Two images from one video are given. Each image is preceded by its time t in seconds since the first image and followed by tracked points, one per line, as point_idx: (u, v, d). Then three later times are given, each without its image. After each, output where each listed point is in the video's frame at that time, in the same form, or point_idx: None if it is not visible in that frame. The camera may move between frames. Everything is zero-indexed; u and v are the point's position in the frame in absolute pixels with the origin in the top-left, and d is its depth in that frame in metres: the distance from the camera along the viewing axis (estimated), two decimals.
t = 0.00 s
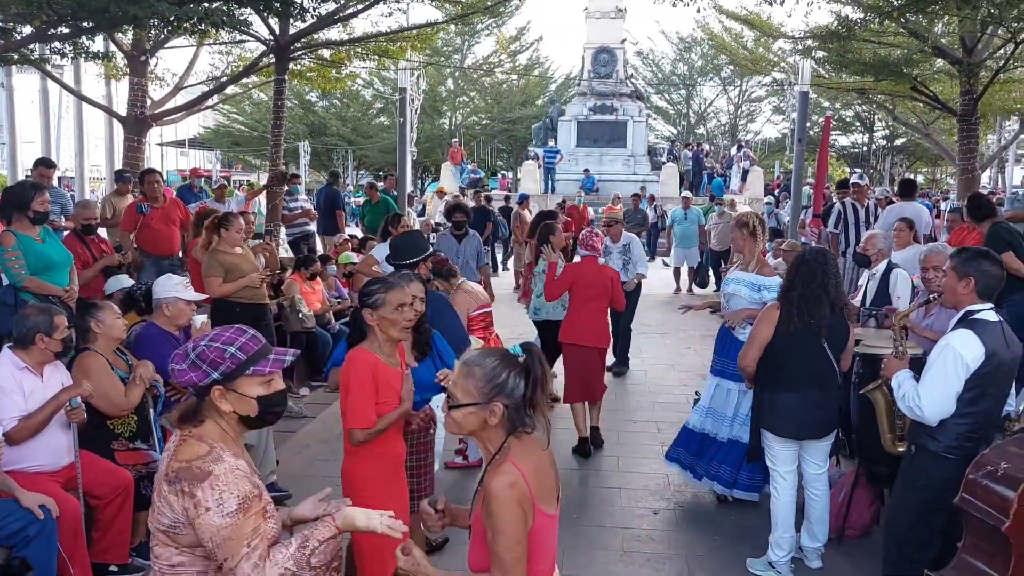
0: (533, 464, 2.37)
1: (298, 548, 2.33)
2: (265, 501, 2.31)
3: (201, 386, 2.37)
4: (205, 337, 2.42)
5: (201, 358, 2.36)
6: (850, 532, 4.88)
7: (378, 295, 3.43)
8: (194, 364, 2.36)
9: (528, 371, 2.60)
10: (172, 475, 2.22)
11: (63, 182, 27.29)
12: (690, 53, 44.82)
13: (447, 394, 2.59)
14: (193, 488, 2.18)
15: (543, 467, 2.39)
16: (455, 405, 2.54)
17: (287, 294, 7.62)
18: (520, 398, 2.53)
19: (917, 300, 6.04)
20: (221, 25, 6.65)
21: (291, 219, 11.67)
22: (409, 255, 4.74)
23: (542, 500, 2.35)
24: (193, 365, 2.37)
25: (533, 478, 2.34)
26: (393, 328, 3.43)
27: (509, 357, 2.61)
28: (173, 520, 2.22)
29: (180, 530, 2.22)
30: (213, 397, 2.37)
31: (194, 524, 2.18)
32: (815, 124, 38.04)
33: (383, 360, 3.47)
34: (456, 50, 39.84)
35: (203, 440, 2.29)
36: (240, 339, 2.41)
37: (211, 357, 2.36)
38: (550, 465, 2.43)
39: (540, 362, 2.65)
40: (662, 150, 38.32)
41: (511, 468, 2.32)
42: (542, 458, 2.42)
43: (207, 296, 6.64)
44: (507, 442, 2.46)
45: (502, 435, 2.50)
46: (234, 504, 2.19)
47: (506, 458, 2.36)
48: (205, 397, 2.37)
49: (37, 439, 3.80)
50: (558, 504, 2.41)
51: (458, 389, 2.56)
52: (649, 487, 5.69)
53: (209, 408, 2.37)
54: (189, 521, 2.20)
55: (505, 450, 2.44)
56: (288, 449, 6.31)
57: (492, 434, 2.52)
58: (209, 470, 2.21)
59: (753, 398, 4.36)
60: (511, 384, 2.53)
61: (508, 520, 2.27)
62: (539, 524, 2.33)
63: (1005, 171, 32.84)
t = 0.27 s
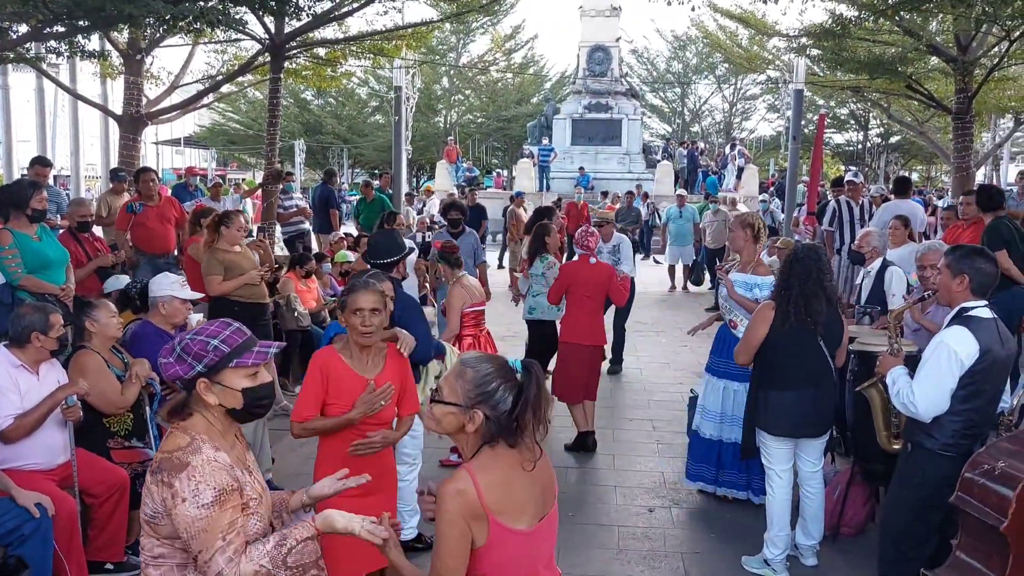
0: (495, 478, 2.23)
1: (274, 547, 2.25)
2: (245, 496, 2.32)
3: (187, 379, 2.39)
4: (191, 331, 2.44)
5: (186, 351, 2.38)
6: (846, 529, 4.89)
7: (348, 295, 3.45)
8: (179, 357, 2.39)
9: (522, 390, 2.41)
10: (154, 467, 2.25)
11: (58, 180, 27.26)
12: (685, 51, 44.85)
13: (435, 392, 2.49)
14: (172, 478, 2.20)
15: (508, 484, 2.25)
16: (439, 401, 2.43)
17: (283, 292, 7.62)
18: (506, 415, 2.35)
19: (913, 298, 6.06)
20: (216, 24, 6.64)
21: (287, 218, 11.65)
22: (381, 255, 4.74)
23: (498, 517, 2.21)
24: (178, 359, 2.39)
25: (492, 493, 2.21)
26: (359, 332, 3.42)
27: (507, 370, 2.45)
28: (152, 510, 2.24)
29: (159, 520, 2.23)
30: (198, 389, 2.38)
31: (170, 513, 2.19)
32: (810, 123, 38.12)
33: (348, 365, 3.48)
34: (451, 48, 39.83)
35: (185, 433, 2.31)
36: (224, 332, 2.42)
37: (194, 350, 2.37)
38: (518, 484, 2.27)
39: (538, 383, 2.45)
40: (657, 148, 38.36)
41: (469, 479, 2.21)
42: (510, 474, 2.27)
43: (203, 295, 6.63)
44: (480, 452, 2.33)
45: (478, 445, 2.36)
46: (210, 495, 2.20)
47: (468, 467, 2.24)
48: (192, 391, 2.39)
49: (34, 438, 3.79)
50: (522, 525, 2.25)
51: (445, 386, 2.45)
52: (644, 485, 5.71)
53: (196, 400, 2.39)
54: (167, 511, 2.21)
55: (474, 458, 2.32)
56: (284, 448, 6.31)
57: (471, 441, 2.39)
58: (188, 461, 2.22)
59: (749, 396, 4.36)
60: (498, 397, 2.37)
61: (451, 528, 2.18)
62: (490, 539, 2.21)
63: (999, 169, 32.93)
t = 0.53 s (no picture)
0: (498, 489, 2.22)
1: (260, 547, 2.25)
2: (232, 495, 2.31)
3: (178, 374, 2.39)
4: (185, 327, 2.44)
5: (179, 347, 2.39)
6: (842, 526, 4.89)
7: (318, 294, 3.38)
8: (173, 352, 2.39)
9: (528, 394, 2.39)
10: (142, 464, 2.25)
11: (55, 178, 27.23)
12: (682, 48, 44.87)
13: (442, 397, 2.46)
14: (159, 475, 2.20)
15: (512, 495, 2.24)
16: (446, 406, 2.41)
17: (279, 290, 7.60)
18: (511, 420, 2.33)
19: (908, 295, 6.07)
20: (212, 21, 6.63)
21: (283, 216, 11.64)
22: (365, 250, 4.74)
23: (500, 526, 2.20)
24: (172, 354, 2.39)
25: (494, 505, 2.20)
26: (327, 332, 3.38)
27: (514, 372, 2.42)
28: (142, 508, 2.24)
29: (148, 517, 2.23)
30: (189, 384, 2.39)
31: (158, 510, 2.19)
32: (807, 120, 38.15)
33: (311, 366, 3.46)
34: (447, 46, 39.82)
35: (174, 431, 2.30)
36: (218, 330, 2.41)
37: (187, 347, 2.38)
38: (522, 495, 2.26)
39: (544, 387, 2.43)
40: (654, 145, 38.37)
41: (472, 490, 2.20)
42: (514, 485, 2.26)
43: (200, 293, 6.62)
44: (486, 458, 2.32)
45: (484, 450, 2.35)
46: (196, 493, 2.19)
47: (471, 476, 2.23)
48: (185, 386, 2.39)
49: (30, 435, 3.77)
50: (527, 537, 2.24)
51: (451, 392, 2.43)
52: (641, 482, 5.71)
53: (188, 396, 2.39)
54: (155, 508, 2.21)
55: (479, 467, 2.31)
56: (280, 446, 6.30)
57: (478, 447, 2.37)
58: (175, 459, 2.22)
59: (745, 393, 4.37)
60: (504, 401, 2.35)
61: (453, 539, 2.17)
62: (493, 551, 2.20)
63: (994, 165, 33.00)
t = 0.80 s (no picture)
0: (510, 481, 2.23)
1: (255, 547, 2.26)
2: (226, 494, 2.31)
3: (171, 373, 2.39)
4: (177, 326, 2.43)
5: (172, 346, 2.38)
6: (838, 524, 4.89)
7: (309, 296, 3.37)
8: (165, 351, 2.39)
9: (530, 384, 2.40)
10: (136, 465, 2.24)
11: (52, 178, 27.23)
12: (678, 47, 44.92)
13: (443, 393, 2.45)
14: (153, 476, 2.20)
15: (524, 486, 2.25)
16: (449, 404, 2.40)
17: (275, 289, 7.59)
18: (515, 411, 2.34)
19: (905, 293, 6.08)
20: (208, 20, 6.62)
21: (280, 215, 11.63)
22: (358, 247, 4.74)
23: (513, 518, 2.22)
24: (163, 353, 2.39)
25: (508, 497, 2.21)
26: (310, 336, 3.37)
27: (514, 363, 2.42)
28: (136, 508, 2.23)
29: (142, 517, 2.23)
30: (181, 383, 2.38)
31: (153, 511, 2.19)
32: (803, 119, 38.22)
33: (290, 371, 3.42)
34: (444, 45, 39.81)
35: (167, 431, 2.30)
36: (213, 330, 2.41)
37: (180, 346, 2.37)
38: (534, 486, 2.28)
39: (546, 376, 2.44)
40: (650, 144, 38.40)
41: (485, 483, 2.20)
42: (525, 476, 2.27)
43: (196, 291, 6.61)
44: (494, 452, 2.32)
45: (491, 444, 2.35)
46: (190, 493, 2.19)
47: (483, 470, 2.24)
48: (178, 386, 2.39)
49: (26, 434, 3.77)
50: (539, 527, 2.26)
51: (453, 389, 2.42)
52: (637, 480, 5.72)
53: (181, 395, 2.39)
54: (149, 508, 2.20)
55: (487, 460, 2.31)
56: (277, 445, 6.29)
57: (483, 442, 2.37)
58: (169, 459, 2.22)
59: (741, 391, 4.37)
60: (507, 393, 2.35)
61: (470, 535, 2.17)
62: (508, 543, 2.21)
63: (990, 164, 33.08)
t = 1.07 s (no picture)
0: (492, 481, 2.26)
1: (253, 542, 2.28)
2: (225, 491, 2.32)
3: (170, 371, 2.39)
4: (177, 323, 2.43)
5: (171, 344, 2.38)
6: (836, 522, 4.88)
7: (320, 291, 3.54)
8: (164, 348, 2.39)
9: (511, 383, 2.43)
10: (135, 462, 2.25)
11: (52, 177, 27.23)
12: (678, 46, 44.91)
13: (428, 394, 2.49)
14: (152, 473, 2.20)
15: (504, 485, 2.27)
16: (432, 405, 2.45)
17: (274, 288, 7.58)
18: (497, 410, 2.36)
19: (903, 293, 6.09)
20: (207, 19, 6.62)
21: (280, 214, 11.63)
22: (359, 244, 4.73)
23: (492, 517, 2.23)
24: (163, 350, 2.39)
25: (488, 496, 2.23)
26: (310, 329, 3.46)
27: (495, 364, 2.46)
28: (135, 506, 2.24)
29: (141, 515, 2.24)
30: (181, 381, 2.39)
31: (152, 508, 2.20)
32: (802, 118, 38.22)
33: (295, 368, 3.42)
34: (444, 44, 39.81)
35: (166, 428, 2.30)
36: (212, 328, 2.41)
37: (180, 344, 2.37)
38: (514, 486, 2.30)
39: (527, 374, 2.46)
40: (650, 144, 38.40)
41: (466, 483, 2.22)
42: (506, 476, 2.29)
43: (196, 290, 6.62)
44: (475, 451, 2.34)
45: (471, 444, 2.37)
46: (190, 490, 2.20)
47: (464, 470, 2.26)
48: (176, 383, 2.39)
49: (26, 434, 3.78)
50: (518, 527, 2.29)
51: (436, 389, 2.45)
52: (636, 478, 5.73)
53: (178, 395, 2.40)
54: (148, 505, 2.21)
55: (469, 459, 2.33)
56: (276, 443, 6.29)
57: (465, 441, 2.39)
58: (169, 456, 2.23)
59: (739, 389, 4.38)
60: (488, 391, 2.39)
61: (450, 534, 2.19)
62: (487, 541, 2.23)
63: (990, 164, 33.12)
